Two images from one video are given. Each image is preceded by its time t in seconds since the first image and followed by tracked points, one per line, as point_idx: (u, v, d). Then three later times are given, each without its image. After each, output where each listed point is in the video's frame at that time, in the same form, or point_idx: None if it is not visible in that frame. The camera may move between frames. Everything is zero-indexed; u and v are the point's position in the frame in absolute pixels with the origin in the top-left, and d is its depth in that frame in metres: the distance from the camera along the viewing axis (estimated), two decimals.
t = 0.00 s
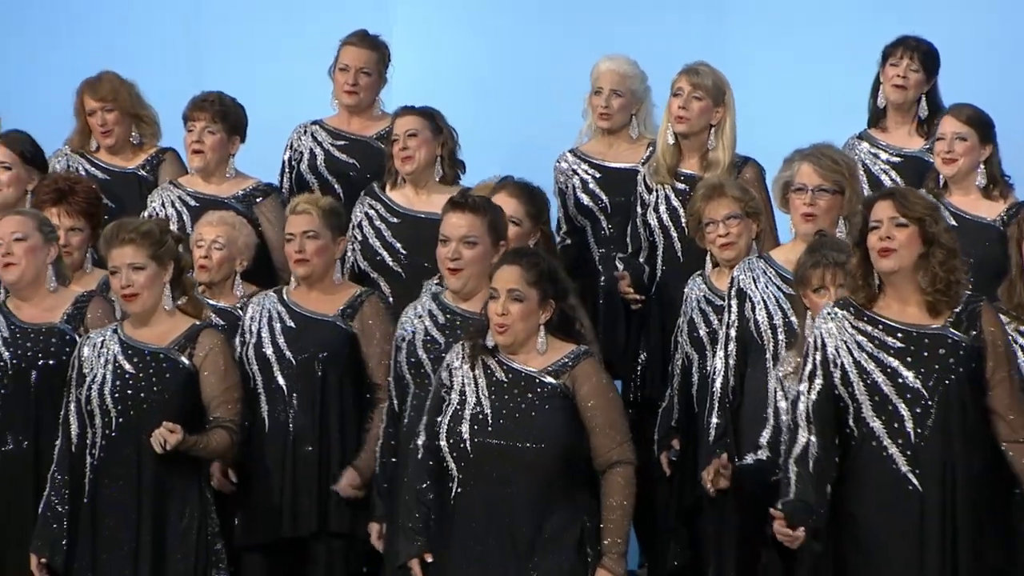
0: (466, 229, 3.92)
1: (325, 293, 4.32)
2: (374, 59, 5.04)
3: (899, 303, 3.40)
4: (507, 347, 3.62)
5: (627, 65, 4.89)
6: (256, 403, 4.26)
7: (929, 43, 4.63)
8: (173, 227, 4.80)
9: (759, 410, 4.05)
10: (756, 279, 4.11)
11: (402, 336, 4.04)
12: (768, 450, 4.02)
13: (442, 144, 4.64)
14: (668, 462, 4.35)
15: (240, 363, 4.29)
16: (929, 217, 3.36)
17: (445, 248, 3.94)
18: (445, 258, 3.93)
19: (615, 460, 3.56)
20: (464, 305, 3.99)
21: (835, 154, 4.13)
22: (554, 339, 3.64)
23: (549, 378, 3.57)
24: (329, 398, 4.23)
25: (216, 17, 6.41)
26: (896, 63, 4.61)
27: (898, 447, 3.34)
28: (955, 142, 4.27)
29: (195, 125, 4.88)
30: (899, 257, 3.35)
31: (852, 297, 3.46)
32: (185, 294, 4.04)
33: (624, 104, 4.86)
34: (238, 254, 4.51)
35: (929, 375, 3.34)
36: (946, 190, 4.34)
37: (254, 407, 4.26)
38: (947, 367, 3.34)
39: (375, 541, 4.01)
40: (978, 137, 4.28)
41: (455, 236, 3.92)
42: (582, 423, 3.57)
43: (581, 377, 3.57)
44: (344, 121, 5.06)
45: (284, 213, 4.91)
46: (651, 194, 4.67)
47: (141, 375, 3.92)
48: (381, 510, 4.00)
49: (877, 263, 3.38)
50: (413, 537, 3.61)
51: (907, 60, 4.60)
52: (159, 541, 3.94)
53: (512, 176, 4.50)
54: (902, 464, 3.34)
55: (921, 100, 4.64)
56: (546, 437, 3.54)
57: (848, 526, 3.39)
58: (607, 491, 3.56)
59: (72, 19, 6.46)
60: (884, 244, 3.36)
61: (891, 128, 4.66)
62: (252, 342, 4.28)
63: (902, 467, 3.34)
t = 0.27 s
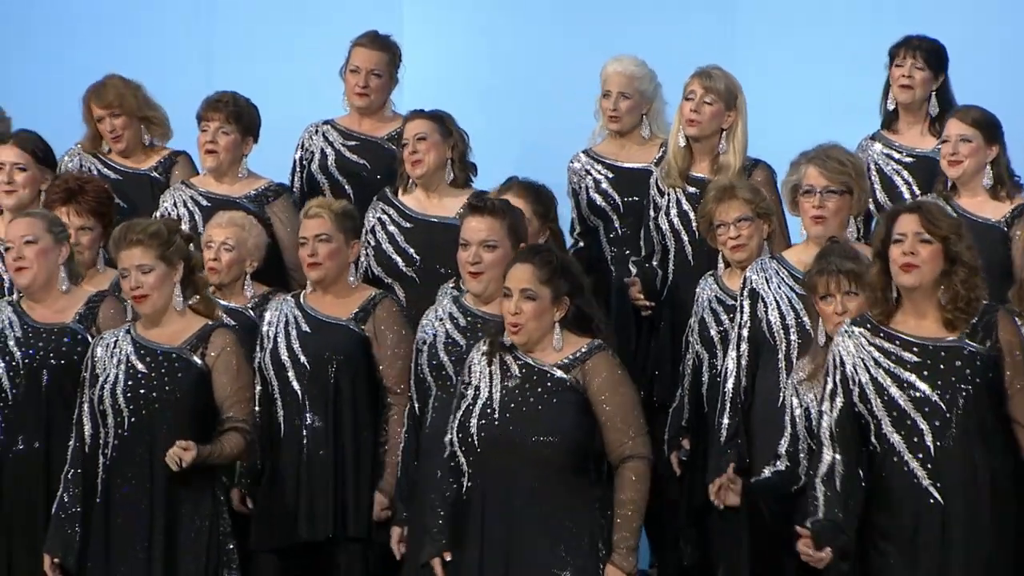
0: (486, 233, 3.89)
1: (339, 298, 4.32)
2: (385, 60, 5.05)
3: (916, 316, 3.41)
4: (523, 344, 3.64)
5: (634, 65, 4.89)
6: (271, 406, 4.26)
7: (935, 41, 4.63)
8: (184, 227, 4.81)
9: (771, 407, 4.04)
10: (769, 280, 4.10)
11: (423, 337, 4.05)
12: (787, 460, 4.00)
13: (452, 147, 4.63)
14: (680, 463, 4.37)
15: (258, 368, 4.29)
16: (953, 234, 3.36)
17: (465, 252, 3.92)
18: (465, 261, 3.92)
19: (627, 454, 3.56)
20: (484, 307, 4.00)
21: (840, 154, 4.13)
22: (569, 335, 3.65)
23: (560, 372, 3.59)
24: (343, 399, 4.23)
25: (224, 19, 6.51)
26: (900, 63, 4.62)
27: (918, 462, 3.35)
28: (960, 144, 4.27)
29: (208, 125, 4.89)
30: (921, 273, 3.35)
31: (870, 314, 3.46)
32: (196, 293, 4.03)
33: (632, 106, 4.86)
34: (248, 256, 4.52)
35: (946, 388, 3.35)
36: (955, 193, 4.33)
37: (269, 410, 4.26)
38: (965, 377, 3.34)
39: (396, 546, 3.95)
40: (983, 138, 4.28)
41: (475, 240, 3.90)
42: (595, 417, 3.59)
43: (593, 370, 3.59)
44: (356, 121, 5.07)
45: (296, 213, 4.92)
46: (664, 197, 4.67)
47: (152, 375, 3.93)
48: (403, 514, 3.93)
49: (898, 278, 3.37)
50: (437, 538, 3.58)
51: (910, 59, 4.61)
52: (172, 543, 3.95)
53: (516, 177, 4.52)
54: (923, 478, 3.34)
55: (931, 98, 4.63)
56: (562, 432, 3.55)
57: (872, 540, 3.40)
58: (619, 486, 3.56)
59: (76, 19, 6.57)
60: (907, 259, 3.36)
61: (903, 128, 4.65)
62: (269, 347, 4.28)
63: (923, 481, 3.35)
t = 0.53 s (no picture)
0: (499, 235, 3.86)
1: (344, 300, 4.30)
2: (393, 61, 5.04)
3: (925, 325, 3.43)
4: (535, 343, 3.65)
5: (634, 66, 4.89)
6: (278, 407, 4.26)
7: (934, 40, 4.63)
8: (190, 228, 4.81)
9: (782, 411, 4.03)
10: (778, 283, 4.09)
11: (434, 335, 4.04)
12: (799, 463, 3.91)
13: (457, 150, 4.64)
14: (683, 462, 4.38)
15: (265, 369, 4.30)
16: (967, 247, 3.37)
17: (479, 254, 3.89)
18: (479, 263, 3.89)
19: (636, 445, 3.56)
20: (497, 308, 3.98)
21: (841, 156, 4.12)
22: (578, 330, 3.64)
23: (568, 365, 3.60)
24: (345, 395, 4.22)
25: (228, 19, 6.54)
26: (899, 65, 4.62)
27: (924, 470, 3.36)
28: (962, 143, 4.26)
29: (215, 125, 4.90)
30: (934, 286, 3.37)
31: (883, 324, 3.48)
32: (204, 293, 4.02)
33: (635, 108, 4.86)
34: (252, 258, 4.53)
35: (950, 397, 3.35)
36: (965, 193, 4.32)
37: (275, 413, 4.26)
38: (968, 385, 3.34)
39: (405, 545, 3.93)
40: (988, 138, 4.26)
41: (488, 242, 3.86)
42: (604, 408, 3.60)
43: (600, 363, 3.59)
44: (364, 121, 5.07)
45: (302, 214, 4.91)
46: (676, 199, 4.67)
47: (161, 375, 3.91)
48: (411, 513, 3.93)
49: (911, 290, 3.40)
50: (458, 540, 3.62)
51: (908, 60, 4.61)
52: (178, 542, 3.92)
53: (518, 180, 4.57)
54: (929, 487, 3.36)
55: (937, 97, 4.63)
56: (573, 425, 3.57)
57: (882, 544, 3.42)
58: (629, 475, 3.56)
59: (76, 19, 6.50)
60: (921, 271, 3.38)
61: (911, 130, 4.64)
62: (276, 348, 4.28)
63: (929, 489, 3.36)
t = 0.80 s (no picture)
0: (508, 233, 3.86)
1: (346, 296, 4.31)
2: (405, 60, 5.04)
3: (933, 325, 3.43)
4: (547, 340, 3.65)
5: (641, 67, 4.88)
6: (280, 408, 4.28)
7: (939, 40, 4.62)
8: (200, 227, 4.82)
9: (790, 415, 4.00)
10: (787, 285, 4.10)
11: (442, 333, 4.05)
12: (809, 458, 3.90)
13: (468, 154, 4.64)
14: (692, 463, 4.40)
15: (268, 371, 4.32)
16: (975, 246, 3.37)
17: (489, 253, 3.88)
18: (488, 261, 3.89)
19: (645, 443, 3.56)
20: (505, 306, 3.97)
21: (846, 160, 4.12)
22: (592, 328, 3.65)
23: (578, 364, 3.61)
24: (343, 391, 4.23)
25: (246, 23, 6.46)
26: (902, 67, 4.62)
27: (927, 468, 3.37)
28: (973, 141, 4.26)
29: (232, 125, 4.89)
30: (941, 285, 3.37)
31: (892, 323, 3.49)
32: (215, 293, 4.02)
33: (642, 108, 4.84)
34: (262, 261, 4.54)
35: (953, 393, 3.36)
36: (979, 191, 4.31)
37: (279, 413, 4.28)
38: (969, 384, 3.35)
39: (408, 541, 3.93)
40: (999, 135, 4.26)
41: (497, 241, 3.86)
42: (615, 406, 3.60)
43: (610, 360, 3.60)
44: (375, 121, 5.08)
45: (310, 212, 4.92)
46: (693, 200, 4.68)
47: (170, 374, 3.91)
48: (413, 509, 3.93)
49: (918, 288, 3.40)
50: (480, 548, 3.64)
51: (910, 61, 4.60)
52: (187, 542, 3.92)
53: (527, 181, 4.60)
54: (930, 485, 3.36)
55: (943, 96, 4.61)
56: (582, 424, 3.58)
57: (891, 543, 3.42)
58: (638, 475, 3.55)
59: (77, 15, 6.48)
60: (928, 270, 3.38)
61: (920, 130, 4.65)
62: (276, 345, 4.30)
63: (930, 487, 3.36)
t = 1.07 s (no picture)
0: (517, 230, 3.86)
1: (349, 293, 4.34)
2: (419, 59, 5.05)
3: (948, 314, 3.43)
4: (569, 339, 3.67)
5: (658, 67, 4.89)
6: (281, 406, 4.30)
7: (946, 39, 4.62)
8: (213, 227, 4.83)
9: (802, 418, 3.97)
10: (802, 288, 4.08)
11: (452, 330, 4.04)
12: (821, 454, 3.87)
13: (479, 155, 4.64)
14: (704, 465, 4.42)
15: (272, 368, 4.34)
16: (978, 232, 3.38)
17: (498, 250, 3.89)
18: (498, 258, 3.89)
19: (650, 444, 3.53)
20: (514, 304, 3.96)
21: (858, 164, 4.12)
22: (607, 326, 3.63)
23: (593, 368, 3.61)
24: (343, 389, 4.26)
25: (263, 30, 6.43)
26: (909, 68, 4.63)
27: (931, 458, 3.39)
28: (990, 138, 4.25)
29: (247, 125, 4.90)
30: (945, 273, 3.39)
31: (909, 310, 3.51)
32: (229, 293, 4.01)
33: (659, 107, 4.86)
34: (275, 262, 4.54)
35: (960, 385, 3.36)
36: (997, 189, 4.29)
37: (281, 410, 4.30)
38: (977, 376, 3.35)
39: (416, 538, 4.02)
40: (1016, 133, 4.25)
41: (505, 238, 3.87)
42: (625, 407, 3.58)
43: (621, 361, 3.58)
44: (390, 120, 5.09)
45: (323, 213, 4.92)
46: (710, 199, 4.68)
47: (183, 375, 3.91)
48: (421, 504, 4.01)
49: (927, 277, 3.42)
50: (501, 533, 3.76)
51: (917, 62, 4.61)
52: (198, 544, 3.92)
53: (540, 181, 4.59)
54: (935, 475, 3.38)
55: (952, 95, 4.61)
56: (594, 424, 3.58)
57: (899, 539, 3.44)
58: (643, 476, 3.52)
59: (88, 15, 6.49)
60: (932, 259, 3.40)
61: (932, 130, 4.65)
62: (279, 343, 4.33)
63: (934, 477, 3.38)
